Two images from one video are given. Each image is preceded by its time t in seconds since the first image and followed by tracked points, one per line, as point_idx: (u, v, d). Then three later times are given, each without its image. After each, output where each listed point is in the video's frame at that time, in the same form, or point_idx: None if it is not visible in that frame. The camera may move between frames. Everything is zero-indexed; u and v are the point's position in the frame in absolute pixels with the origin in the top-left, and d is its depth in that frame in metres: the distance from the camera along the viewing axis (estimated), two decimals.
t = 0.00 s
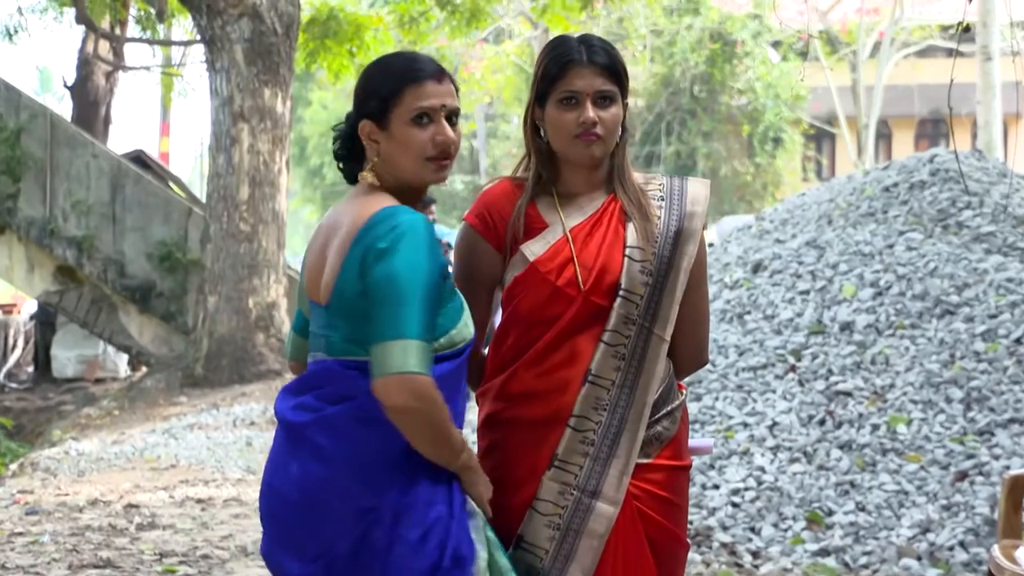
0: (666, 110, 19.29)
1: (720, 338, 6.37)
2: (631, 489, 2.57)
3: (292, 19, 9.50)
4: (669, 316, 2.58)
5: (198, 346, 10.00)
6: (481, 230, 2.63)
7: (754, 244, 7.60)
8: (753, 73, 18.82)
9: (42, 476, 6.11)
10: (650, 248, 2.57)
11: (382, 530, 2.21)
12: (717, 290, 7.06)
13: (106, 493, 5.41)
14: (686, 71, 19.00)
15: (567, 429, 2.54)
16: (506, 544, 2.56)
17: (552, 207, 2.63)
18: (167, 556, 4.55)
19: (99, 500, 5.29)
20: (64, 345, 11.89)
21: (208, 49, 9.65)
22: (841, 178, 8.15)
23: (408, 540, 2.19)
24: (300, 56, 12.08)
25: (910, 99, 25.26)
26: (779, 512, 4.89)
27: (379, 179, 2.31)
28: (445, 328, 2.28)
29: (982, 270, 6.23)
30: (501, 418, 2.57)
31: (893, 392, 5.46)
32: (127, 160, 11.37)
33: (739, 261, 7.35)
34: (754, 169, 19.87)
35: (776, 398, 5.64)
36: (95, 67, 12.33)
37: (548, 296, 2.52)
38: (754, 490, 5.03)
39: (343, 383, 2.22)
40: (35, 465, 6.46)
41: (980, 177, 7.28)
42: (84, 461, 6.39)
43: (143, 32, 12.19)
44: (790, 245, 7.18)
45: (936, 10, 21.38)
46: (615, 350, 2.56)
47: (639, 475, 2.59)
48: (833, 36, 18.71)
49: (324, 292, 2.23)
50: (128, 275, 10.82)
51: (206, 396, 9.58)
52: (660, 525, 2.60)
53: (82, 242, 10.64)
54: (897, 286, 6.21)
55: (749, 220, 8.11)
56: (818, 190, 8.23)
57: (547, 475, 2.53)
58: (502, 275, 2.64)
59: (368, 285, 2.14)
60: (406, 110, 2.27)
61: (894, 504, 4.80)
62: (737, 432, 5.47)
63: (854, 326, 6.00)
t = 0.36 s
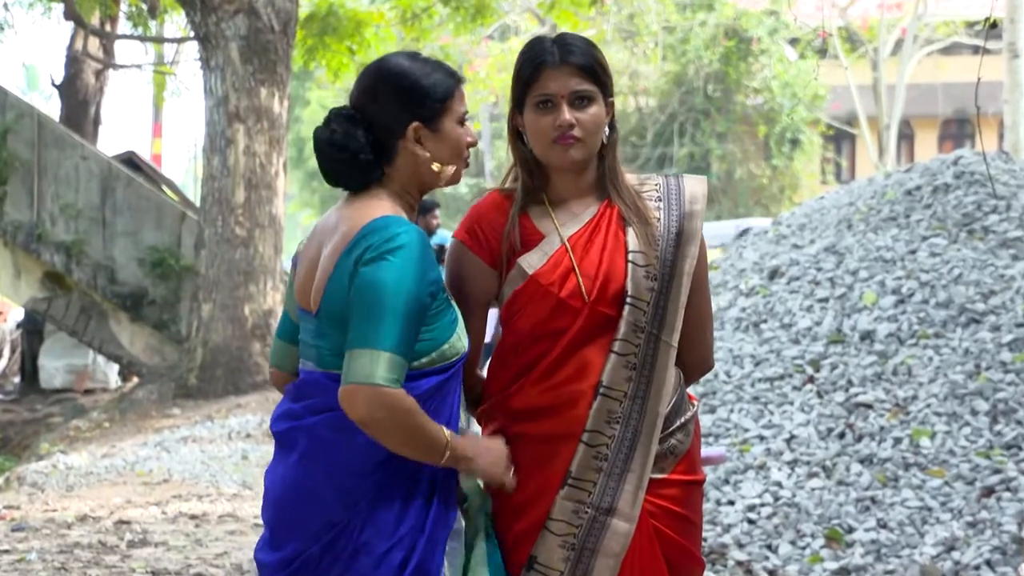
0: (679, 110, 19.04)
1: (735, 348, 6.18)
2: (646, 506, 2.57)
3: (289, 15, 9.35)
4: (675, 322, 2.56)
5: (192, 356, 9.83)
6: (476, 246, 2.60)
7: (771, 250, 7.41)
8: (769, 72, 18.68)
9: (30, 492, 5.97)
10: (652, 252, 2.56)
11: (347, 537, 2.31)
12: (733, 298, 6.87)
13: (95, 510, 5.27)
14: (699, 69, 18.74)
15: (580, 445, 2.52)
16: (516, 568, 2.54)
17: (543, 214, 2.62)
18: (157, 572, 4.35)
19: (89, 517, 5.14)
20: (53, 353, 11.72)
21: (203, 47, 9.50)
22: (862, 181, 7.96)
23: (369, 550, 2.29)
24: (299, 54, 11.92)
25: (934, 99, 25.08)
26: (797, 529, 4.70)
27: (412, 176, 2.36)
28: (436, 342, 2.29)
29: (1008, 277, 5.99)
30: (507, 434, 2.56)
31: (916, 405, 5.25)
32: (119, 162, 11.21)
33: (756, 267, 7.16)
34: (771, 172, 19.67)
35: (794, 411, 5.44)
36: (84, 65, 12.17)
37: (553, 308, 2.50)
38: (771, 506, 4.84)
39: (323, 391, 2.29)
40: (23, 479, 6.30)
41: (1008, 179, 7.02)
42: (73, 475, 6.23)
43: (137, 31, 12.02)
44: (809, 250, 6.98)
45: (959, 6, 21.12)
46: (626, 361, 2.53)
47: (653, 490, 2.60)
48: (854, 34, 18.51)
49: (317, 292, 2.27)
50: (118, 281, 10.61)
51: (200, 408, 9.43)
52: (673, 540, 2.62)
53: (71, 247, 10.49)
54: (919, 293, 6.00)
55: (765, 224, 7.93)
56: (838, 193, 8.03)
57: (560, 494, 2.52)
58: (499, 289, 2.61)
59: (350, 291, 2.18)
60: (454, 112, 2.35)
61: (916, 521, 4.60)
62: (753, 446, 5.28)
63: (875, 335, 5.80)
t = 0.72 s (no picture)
0: (690, 108, 18.90)
1: (748, 350, 6.13)
2: (650, 507, 2.59)
3: (296, 14, 9.29)
4: (673, 321, 2.59)
5: (198, 358, 9.78)
6: (463, 257, 2.66)
7: (783, 251, 7.35)
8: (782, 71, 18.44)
9: (34, 495, 5.94)
10: (641, 251, 2.60)
11: (333, 532, 2.48)
12: (745, 299, 6.82)
13: (101, 513, 5.26)
14: (711, 67, 18.54)
15: (583, 450, 2.55)
16: (521, 575, 2.57)
17: (532, 221, 2.67)
18: None
19: (94, 520, 5.11)
20: (58, 354, 11.69)
21: (209, 45, 9.45)
22: (877, 181, 7.89)
23: (348, 540, 2.45)
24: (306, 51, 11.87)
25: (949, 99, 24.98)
26: (811, 533, 4.64)
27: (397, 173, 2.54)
28: (411, 333, 2.44)
29: None
30: (513, 439, 2.61)
31: (932, 407, 5.20)
32: (124, 161, 11.17)
33: (768, 268, 7.11)
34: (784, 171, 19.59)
35: (808, 413, 5.39)
36: (89, 64, 12.13)
37: (547, 314, 2.55)
38: (784, 509, 4.78)
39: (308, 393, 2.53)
40: (27, 482, 6.27)
41: None
42: (78, 478, 6.19)
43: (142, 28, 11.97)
44: (823, 250, 6.92)
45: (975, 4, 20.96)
46: (626, 363, 2.57)
47: (660, 495, 2.62)
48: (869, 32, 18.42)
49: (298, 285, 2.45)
50: (124, 283, 10.59)
51: (207, 410, 9.39)
52: (681, 545, 2.63)
53: (77, 248, 10.46)
54: (934, 294, 5.94)
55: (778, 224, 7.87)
56: (853, 194, 7.97)
57: (565, 500, 2.55)
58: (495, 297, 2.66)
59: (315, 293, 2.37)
60: (439, 118, 2.50)
61: (932, 524, 4.54)
62: (766, 448, 5.22)
63: (890, 336, 5.75)
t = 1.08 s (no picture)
0: (703, 100, 18.88)
1: (761, 343, 6.12)
2: (657, 503, 2.59)
3: (310, 7, 9.29)
4: (686, 317, 2.59)
5: (211, 351, 9.79)
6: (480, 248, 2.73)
7: (796, 243, 7.34)
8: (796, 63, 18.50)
9: (47, 487, 5.95)
10: (655, 246, 2.60)
11: (329, 523, 2.52)
12: (758, 292, 6.81)
13: (115, 505, 5.27)
14: (724, 60, 18.60)
15: (589, 444, 2.56)
16: (528, 568, 2.59)
17: (550, 214, 2.70)
18: (178, 568, 4.28)
19: (108, 513, 5.12)
20: (71, 347, 11.73)
21: (222, 38, 9.45)
22: (891, 173, 7.87)
23: (342, 533, 2.50)
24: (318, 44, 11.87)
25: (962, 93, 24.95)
26: (825, 526, 4.63)
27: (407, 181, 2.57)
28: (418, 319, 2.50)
29: None
30: (522, 430, 2.62)
31: (946, 400, 5.18)
32: (137, 154, 11.18)
33: (781, 261, 7.10)
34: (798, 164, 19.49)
35: (822, 407, 5.37)
36: (102, 56, 12.14)
37: (558, 307, 2.56)
38: (798, 502, 4.77)
39: (311, 385, 2.56)
40: (40, 475, 6.27)
41: None
42: (92, 470, 6.19)
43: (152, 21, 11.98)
44: (836, 243, 6.90)
45: None
46: (635, 358, 2.57)
47: (667, 490, 2.62)
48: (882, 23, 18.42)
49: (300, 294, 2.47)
50: (138, 276, 10.62)
51: (220, 403, 9.41)
52: (691, 543, 2.62)
53: (90, 240, 10.48)
54: (949, 287, 5.92)
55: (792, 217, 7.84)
56: (866, 186, 7.96)
57: (570, 493, 2.56)
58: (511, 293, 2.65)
59: (325, 301, 2.41)
60: (445, 118, 2.51)
61: (946, 517, 4.52)
62: (780, 442, 5.21)
63: (904, 329, 5.73)
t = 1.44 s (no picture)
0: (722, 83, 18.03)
1: (781, 328, 6.08)
2: (672, 491, 2.54)
3: None
4: (707, 304, 2.56)
5: (225, 336, 9.75)
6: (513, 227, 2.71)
7: (817, 227, 7.29)
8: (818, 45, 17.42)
9: (60, 473, 5.92)
10: (680, 231, 2.56)
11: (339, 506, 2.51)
12: (777, 277, 6.76)
13: (129, 490, 5.24)
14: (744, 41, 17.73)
15: (603, 428, 2.53)
16: (544, 557, 2.55)
17: (575, 196, 2.66)
18: (193, 553, 4.25)
19: (122, 498, 5.09)
20: (84, 334, 11.74)
21: (236, 21, 9.45)
22: (912, 156, 7.82)
23: (352, 515, 2.49)
24: (333, 26, 11.89)
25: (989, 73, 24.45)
26: (844, 512, 4.59)
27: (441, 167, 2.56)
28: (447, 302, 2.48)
29: None
30: (538, 414, 2.59)
31: (967, 384, 5.13)
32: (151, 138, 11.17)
33: (801, 244, 7.05)
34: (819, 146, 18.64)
35: (841, 391, 5.33)
36: (115, 40, 12.11)
37: (577, 290, 2.53)
38: (817, 488, 4.73)
39: (329, 365, 2.56)
40: (54, 461, 6.25)
41: None
42: (105, 456, 6.17)
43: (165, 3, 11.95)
44: (856, 227, 6.86)
45: None
46: (652, 344, 2.53)
47: (683, 477, 2.57)
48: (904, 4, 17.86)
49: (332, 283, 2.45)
50: (151, 261, 10.59)
51: (234, 389, 9.36)
52: (709, 534, 2.57)
53: (104, 225, 10.46)
54: (970, 271, 5.87)
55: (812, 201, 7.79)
56: (887, 168, 7.90)
57: (583, 479, 2.53)
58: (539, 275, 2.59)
59: (360, 288, 2.39)
60: (476, 102, 2.48)
61: (968, 503, 4.48)
62: (799, 427, 5.18)
63: (925, 313, 5.68)
